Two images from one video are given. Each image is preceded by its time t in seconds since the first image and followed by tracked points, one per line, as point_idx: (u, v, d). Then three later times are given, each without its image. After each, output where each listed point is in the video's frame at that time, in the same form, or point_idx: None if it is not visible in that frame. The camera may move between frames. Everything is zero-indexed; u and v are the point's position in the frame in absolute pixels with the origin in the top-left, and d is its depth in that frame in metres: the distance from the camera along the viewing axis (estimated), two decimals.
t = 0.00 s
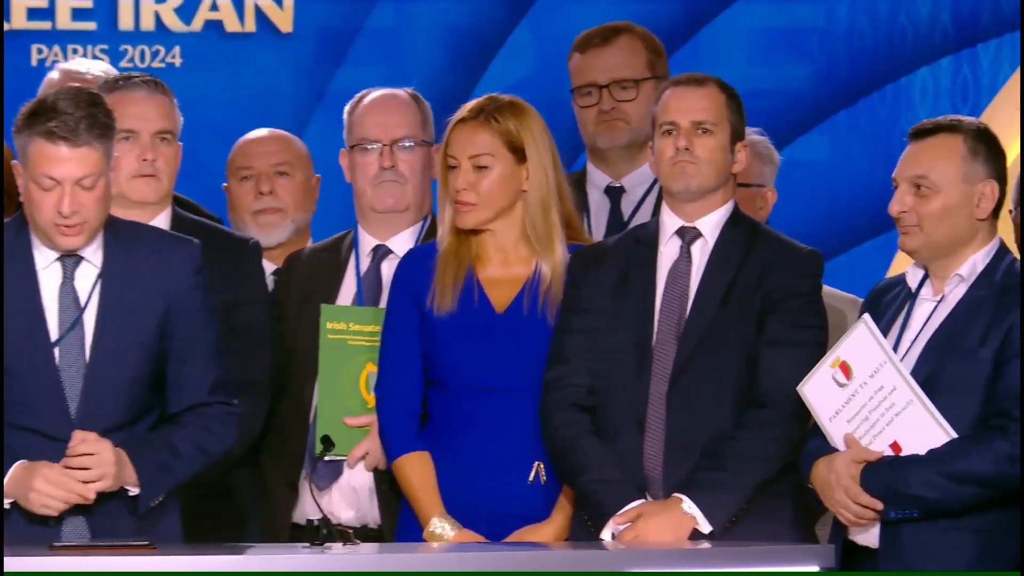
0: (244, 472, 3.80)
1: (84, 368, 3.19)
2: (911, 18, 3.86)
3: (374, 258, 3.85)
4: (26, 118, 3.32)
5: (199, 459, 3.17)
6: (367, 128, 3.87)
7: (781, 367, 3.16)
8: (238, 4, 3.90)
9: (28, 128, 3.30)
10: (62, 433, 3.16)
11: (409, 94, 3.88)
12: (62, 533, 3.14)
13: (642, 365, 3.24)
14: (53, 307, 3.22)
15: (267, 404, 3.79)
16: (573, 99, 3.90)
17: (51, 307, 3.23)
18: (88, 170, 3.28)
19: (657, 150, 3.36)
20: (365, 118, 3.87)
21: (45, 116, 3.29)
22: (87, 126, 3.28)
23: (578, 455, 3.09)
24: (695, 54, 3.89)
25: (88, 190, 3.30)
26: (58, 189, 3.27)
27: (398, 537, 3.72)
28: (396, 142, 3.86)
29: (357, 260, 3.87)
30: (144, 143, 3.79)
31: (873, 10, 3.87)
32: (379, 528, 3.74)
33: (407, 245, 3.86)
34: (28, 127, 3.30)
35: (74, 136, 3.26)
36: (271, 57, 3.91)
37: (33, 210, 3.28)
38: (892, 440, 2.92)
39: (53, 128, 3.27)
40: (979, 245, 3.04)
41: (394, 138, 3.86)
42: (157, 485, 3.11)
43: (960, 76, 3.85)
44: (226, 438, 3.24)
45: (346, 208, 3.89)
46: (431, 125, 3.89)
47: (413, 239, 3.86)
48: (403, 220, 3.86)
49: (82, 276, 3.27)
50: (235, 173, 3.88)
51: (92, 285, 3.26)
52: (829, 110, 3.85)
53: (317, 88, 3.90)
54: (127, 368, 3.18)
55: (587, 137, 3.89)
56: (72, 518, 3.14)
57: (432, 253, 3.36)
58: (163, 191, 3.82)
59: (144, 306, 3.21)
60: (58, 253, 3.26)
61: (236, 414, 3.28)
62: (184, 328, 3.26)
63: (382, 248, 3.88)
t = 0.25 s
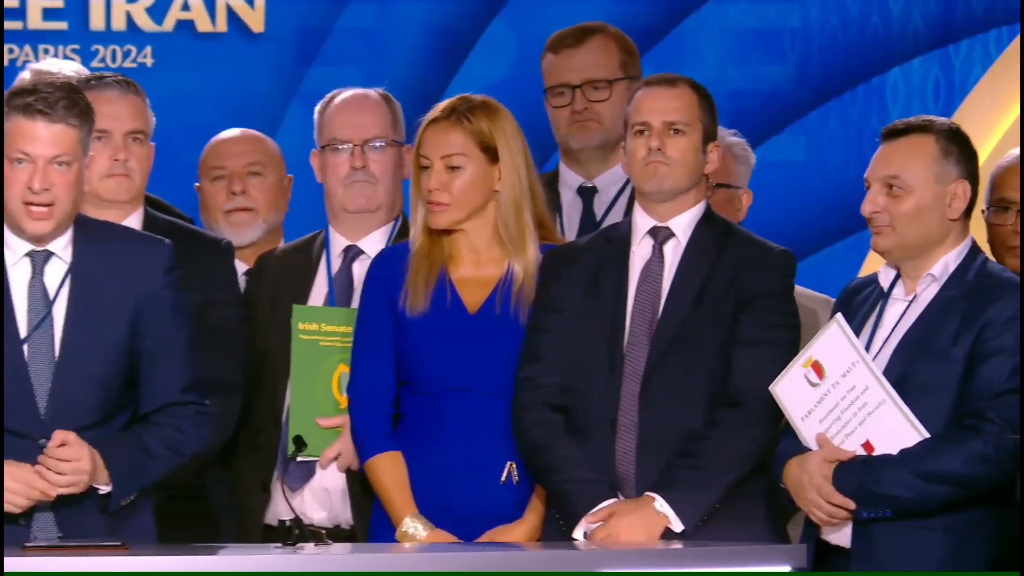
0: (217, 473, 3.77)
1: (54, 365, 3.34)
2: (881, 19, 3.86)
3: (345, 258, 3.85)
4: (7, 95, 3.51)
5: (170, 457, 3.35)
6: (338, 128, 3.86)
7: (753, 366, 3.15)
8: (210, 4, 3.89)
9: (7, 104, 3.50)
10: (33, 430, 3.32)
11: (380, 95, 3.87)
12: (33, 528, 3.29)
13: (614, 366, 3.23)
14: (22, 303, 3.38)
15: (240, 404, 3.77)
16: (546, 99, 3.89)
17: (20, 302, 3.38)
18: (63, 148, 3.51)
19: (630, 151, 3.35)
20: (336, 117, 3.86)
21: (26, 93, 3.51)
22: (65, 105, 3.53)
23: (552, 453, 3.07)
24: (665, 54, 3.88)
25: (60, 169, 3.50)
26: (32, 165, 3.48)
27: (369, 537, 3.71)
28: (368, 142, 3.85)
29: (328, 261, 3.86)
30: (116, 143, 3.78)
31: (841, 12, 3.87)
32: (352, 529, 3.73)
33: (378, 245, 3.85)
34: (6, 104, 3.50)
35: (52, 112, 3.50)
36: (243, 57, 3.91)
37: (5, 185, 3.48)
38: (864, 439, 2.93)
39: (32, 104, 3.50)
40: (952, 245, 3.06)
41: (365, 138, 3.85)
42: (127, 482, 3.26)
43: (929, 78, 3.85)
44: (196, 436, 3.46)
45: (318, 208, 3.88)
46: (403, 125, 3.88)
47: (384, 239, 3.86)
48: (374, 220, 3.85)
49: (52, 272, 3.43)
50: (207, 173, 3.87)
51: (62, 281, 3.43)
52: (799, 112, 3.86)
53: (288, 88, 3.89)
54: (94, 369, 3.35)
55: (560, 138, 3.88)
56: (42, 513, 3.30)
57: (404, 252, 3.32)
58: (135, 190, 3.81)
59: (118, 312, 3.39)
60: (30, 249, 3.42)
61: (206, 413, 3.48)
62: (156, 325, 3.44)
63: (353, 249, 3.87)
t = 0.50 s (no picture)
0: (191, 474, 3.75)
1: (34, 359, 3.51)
2: (856, 18, 3.84)
3: (319, 259, 3.84)
4: None
5: (157, 457, 3.59)
6: (312, 128, 3.86)
7: (729, 366, 3.14)
8: (184, 4, 3.88)
9: None
10: (16, 428, 3.47)
11: (355, 95, 3.87)
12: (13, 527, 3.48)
13: (588, 367, 3.22)
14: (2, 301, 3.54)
15: (215, 404, 3.75)
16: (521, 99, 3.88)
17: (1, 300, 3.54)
18: (48, 140, 3.65)
19: (605, 151, 3.35)
20: (310, 118, 3.86)
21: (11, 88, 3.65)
22: (48, 100, 3.68)
23: (527, 453, 3.06)
24: (638, 55, 3.86)
25: (45, 163, 3.65)
26: (17, 159, 3.62)
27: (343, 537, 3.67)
28: (342, 143, 3.85)
29: (303, 261, 3.85)
30: (91, 143, 3.79)
31: (815, 12, 3.84)
32: (326, 529, 3.69)
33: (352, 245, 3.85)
34: None
35: (36, 105, 3.65)
36: (217, 57, 3.89)
37: None
38: (839, 438, 2.93)
39: (19, 99, 3.63)
40: (926, 245, 3.07)
41: (339, 139, 3.86)
42: (112, 480, 3.46)
43: (903, 78, 3.83)
44: (184, 437, 3.68)
45: (292, 208, 3.87)
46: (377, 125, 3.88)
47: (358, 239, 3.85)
48: (348, 220, 3.85)
49: (34, 270, 3.59)
50: (182, 173, 3.86)
51: (42, 279, 3.59)
52: (774, 112, 3.85)
53: (262, 87, 3.88)
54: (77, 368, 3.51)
55: (535, 137, 3.87)
56: (20, 510, 3.48)
57: (379, 253, 3.31)
58: (110, 189, 3.81)
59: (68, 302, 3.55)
60: (11, 248, 3.58)
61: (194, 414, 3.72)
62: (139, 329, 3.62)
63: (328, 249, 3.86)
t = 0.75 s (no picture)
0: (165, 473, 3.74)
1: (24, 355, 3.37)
2: (831, 19, 3.87)
3: (296, 259, 3.84)
4: None
5: (142, 457, 3.41)
6: (288, 128, 3.86)
7: (706, 364, 3.13)
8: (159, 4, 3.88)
9: None
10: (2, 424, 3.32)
11: (330, 95, 3.88)
12: None
13: (564, 365, 3.20)
14: None
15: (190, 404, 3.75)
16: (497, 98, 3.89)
17: None
18: (38, 153, 3.51)
19: (583, 151, 3.32)
20: (286, 118, 3.86)
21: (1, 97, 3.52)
22: (37, 110, 3.54)
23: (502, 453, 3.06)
24: (614, 53, 3.89)
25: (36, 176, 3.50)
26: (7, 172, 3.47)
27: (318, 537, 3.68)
28: (317, 143, 3.85)
29: (278, 261, 3.86)
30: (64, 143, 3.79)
31: (791, 11, 3.87)
32: (301, 529, 3.71)
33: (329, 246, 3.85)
34: None
35: (24, 118, 3.51)
36: (192, 56, 3.89)
37: None
38: (814, 439, 2.95)
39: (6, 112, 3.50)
40: (902, 245, 3.08)
41: (315, 139, 3.85)
42: (96, 479, 3.30)
43: (878, 79, 3.86)
44: (171, 437, 3.50)
45: (267, 207, 3.87)
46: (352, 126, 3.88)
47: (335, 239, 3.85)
48: (324, 220, 3.85)
49: (25, 268, 3.44)
50: (156, 173, 3.86)
51: (35, 277, 3.44)
52: (749, 113, 3.87)
53: (239, 88, 3.89)
54: (65, 368, 3.35)
55: (510, 137, 3.88)
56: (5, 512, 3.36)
57: (355, 252, 3.30)
58: (85, 189, 3.82)
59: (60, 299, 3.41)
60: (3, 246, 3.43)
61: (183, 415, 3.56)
62: (135, 329, 3.47)
63: (303, 249, 3.87)
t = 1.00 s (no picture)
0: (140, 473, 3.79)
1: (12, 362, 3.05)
2: (801, 18, 3.97)
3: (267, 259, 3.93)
4: None
5: (133, 463, 3.03)
6: (259, 129, 3.95)
7: (675, 366, 3.13)
8: (130, 4, 3.99)
9: None
10: None
11: (302, 94, 3.97)
12: None
13: (536, 366, 3.19)
14: None
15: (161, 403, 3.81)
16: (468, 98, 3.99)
17: None
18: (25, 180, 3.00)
19: (557, 151, 3.30)
20: (257, 118, 3.95)
21: None
22: (26, 138, 2.97)
23: (474, 454, 3.05)
24: (586, 53, 4.01)
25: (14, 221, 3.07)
26: None
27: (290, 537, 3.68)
28: (289, 143, 3.94)
29: (250, 261, 3.94)
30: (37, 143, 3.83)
31: (762, 11, 3.98)
32: (272, 529, 3.71)
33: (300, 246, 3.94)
34: None
35: (12, 150, 2.95)
36: (164, 57, 4.01)
37: None
38: (786, 439, 2.96)
39: None
40: (874, 246, 3.09)
41: (287, 140, 3.94)
42: (86, 484, 2.97)
43: (849, 79, 3.95)
44: (164, 447, 3.10)
45: (239, 208, 3.99)
46: (323, 125, 3.97)
47: (306, 240, 3.94)
48: (296, 220, 3.94)
49: (17, 275, 3.10)
50: (127, 175, 3.97)
51: (26, 284, 3.10)
52: (719, 114, 3.98)
53: (211, 88, 4.01)
54: (57, 366, 3.06)
55: (480, 137, 3.98)
56: None
57: (327, 252, 3.31)
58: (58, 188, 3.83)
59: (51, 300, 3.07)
60: None
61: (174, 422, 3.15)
62: (128, 328, 3.13)
63: (275, 249, 3.95)
